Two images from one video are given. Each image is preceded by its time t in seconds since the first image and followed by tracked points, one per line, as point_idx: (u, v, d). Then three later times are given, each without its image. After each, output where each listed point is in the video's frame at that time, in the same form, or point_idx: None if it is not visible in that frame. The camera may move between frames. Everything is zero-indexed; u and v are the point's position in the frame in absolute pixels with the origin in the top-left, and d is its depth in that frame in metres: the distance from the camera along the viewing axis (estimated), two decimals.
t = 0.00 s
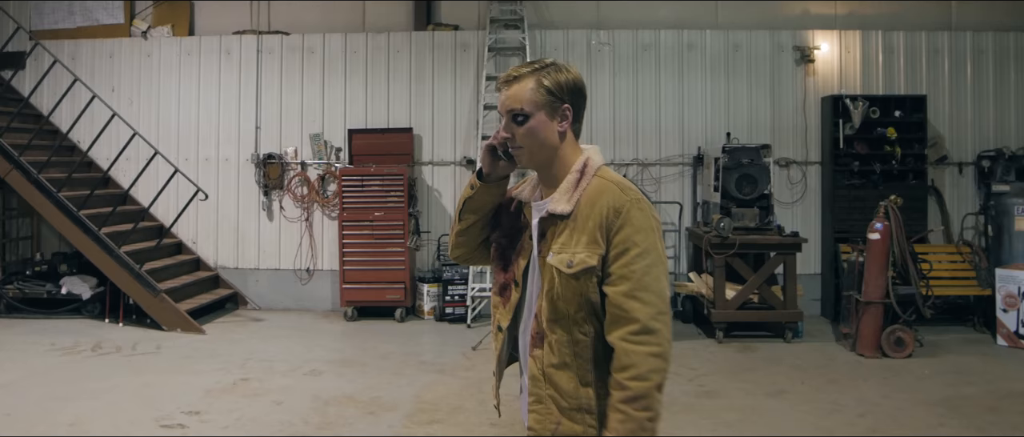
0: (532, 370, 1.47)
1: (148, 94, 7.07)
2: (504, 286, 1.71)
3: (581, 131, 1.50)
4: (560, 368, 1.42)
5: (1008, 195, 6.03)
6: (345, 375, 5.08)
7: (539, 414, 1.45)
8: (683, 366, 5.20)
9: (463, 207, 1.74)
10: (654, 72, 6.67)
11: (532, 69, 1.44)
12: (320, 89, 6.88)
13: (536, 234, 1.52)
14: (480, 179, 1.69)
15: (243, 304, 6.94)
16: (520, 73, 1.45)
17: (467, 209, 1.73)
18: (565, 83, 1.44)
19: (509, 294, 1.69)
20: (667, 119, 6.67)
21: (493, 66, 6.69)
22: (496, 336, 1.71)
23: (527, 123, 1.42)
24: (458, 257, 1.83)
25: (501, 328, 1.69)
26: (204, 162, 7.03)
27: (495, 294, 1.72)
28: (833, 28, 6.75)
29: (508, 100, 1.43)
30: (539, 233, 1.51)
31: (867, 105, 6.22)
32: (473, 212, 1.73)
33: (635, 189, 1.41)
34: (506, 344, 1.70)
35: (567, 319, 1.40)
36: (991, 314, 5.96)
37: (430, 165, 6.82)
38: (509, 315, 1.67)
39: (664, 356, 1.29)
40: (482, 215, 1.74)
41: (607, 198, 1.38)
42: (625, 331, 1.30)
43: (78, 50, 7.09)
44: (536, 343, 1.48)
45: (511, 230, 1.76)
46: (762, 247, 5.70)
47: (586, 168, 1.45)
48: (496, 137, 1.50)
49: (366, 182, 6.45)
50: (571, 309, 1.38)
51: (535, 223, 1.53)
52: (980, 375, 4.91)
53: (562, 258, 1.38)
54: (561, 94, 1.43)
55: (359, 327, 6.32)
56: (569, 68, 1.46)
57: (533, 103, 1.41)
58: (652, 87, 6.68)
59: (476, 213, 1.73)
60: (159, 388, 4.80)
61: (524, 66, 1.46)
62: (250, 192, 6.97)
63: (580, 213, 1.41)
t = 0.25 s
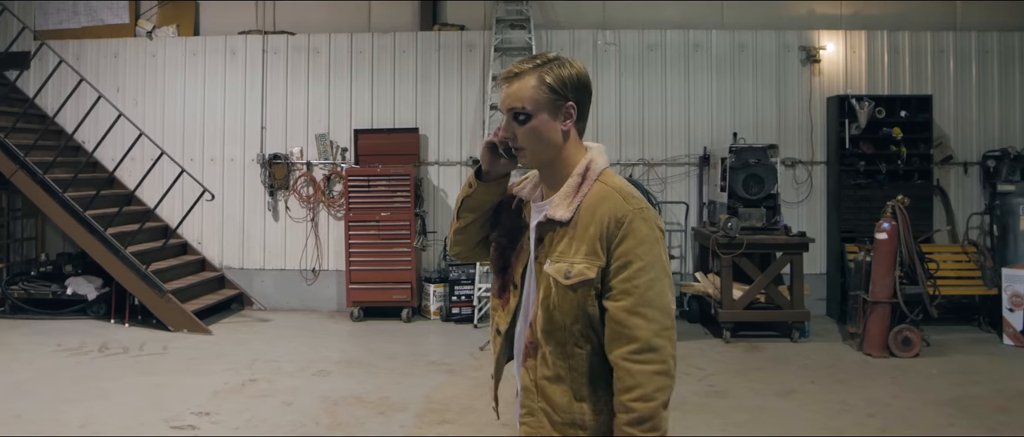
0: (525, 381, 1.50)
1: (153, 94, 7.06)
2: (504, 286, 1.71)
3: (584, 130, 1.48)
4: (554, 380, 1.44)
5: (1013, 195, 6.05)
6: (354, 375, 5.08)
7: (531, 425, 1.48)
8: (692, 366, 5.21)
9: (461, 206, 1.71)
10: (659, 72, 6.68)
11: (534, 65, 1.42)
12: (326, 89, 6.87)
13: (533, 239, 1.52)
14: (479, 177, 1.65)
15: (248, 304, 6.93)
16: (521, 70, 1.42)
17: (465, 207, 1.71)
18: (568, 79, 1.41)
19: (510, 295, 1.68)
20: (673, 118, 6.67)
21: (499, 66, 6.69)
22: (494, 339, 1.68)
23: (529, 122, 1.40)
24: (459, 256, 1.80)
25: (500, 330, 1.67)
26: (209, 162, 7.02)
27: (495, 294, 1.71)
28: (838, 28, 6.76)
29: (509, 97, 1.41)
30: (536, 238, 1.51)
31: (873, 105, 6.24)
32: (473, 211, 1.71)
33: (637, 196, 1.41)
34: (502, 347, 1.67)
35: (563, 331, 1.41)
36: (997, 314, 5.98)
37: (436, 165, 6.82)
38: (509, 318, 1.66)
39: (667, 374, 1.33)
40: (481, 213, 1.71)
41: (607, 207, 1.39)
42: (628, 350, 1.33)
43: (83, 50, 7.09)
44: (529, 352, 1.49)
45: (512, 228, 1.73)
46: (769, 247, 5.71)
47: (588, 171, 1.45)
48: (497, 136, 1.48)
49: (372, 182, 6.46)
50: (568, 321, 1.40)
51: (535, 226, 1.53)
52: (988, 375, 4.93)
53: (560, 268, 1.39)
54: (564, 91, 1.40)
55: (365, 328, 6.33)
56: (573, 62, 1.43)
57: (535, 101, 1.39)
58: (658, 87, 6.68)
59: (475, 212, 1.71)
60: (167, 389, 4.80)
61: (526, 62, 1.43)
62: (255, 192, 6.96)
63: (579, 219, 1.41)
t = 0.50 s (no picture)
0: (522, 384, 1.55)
1: (158, 94, 7.06)
2: (494, 286, 1.71)
3: (584, 124, 1.51)
4: (547, 386, 1.47)
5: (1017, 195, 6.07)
6: (361, 375, 5.09)
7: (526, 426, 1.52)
8: (698, 365, 5.22)
9: (456, 202, 1.73)
10: (664, 73, 6.69)
11: (534, 54, 1.44)
12: (331, 89, 6.87)
13: (529, 238, 1.55)
14: (473, 172, 1.66)
15: (253, 305, 6.92)
16: (520, 59, 1.45)
17: (459, 203, 1.72)
18: (568, 69, 1.44)
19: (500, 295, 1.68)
20: (678, 118, 6.68)
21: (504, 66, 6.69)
22: (483, 340, 1.66)
23: (525, 114, 1.43)
24: (453, 252, 1.81)
25: (487, 332, 1.66)
26: (214, 162, 7.01)
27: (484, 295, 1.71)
28: (843, 28, 6.78)
29: (506, 88, 1.44)
30: (533, 238, 1.54)
31: (878, 105, 6.25)
32: (467, 206, 1.72)
33: (632, 197, 1.41)
34: (496, 352, 1.67)
35: (555, 336, 1.42)
36: (1001, 313, 6.00)
37: (441, 165, 6.82)
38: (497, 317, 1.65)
39: (638, 386, 1.32)
40: (476, 209, 1.73)
41: (601, 207, 1.39)
42: (605, 356, 1.32)
43: (88, 50, 7.08)
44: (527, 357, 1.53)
45: (507, 223, 1.77)
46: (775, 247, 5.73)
47: (586, 168, 1.47)
48: (494, 128, 1.50)
49: (378, 182, 6.45)
50: (560, 326, 1.41)
51: (531, 222, 1.55)
52: (994, 374, 4.95)
53: (552, 271, 1.41)
54: (563, 83, 1.43)
55: (371, 328, 6.33)
56: (573, 52, 1.46)
57: (531, 92, 1.42)
58: (663, 87, 6.69)
59: (469, 207, 1.72)
60: (176, 389, 4.80)
61: (524, 50, 1.46)
62: (260, 192, 6.95)
63: (573, 220, 1.43)
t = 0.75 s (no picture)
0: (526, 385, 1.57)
1: (163, 94, 7.06)
2: (496, 287, 1.68)
3: (584, 122, 1.49)
4: (550, 384, 1.49)
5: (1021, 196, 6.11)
6: (370, 375, 5.10)
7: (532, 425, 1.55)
8: (705, 365, 5.25)
9: (459, 203, 1.71)
10: (669, 73, 6.71)
11: (532, 53, 1.43)
12: (337, 90, 6.88)
13: (529, 238, 1.55)
14: (475, 173, 1.66)
15: (259, 305, 6.93)
16: (518, 59, 1.44)
17: (463, 204, 1.71)
18: (566, 69, 1.43)
19: (501, 295, 1.65)
20: (683, 118, 6.71)
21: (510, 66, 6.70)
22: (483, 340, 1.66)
23: (524, 113, 1.42)
24: (458, 255, 1.79)
25: (486, 330, 1.63)
26: (219, 163, 7.01)
27: (485, 294, 1.68)
28: (847, 29, 6.81)
29: (505, 88, 1.43)
30: (532, 237, 1.54)
31: (882, 105, 6.28)
32: (471, 207, 1.70)
33: (627, 192, 1.40)
34: (500, 355, 1.64)
35: (554, 335, 1.44)
36: (1005, 313, 6.03)
37: (447, 166, 6.84)
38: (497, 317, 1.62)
39: (626, 383, 1.31)
40: (479, 210, 1.71)
41: (595, 204, 1.39)
42: (595, 352, 1.32)
43: (93, 50, 7.08)
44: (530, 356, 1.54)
45: (511, 225, 1.72)
46: (781, 247, 5.76)
47: (583, 167, 1.45)
48: (494, 128, 1.49)
49: (384, 182, 6.47)
50: (558, 325, 1.42)
51: (530, 222, 1.54)
52: (999, 373, 4.98)
53: (547, 270, 1.41)
54: (562, 82, 1.42)
55: (377, 328, 6.34)
56: (572, 52, 1.44)
57: (529, 91, 1.41)
58: (668, 87, 6.71)
59: (473, 208, 1.70)
60: (186, 389, 4.81)
61: (523, 50, 1.44)
62: (266, 192, 6.96)
63: (569, 217, 1.42)
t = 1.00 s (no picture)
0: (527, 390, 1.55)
1: (169, 95, 7.07)
2: (500, 294, 1.71)
3: (582, 129, 1.51)
4: (552, 388, 1.50)
5: None
6: (379, 375, 5.12)
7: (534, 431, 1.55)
8: (712, 365, 5.28)
9: (457, 208, 1.71)
10: (674, 74, 6.73)
11: (532, 60, 1.45)
12: (343, 91, 6.89)
13: (528, 243, 1.55)
14: (474, 178, 1.66)
15: (265, 305, 6.94)
16: (519, 65, 1.45)
17: (460, 209, 1.70)
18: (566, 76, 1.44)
19: (506, 303, 1.67)
20: (688, 119, 6.72)
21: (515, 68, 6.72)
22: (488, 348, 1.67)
23: (524, 118, 1.43)
24: (454, 260, 1.79)
25: (496, 340, 1.65)
26: (225, 163, 7.03)
27: (491, 304, 1.71)
28: (851, 30, 6.83)
29: (505, 92, 1.44)
30: (530, 242, 1.54)
31: (887, 106, 6.30)
32: (469, 213, 1.70)
33: (628, 195, 1.43)
34: (507, 363, 1.66)
35: (557, 339, 1.45)
36: (1010, 312, 6.06)
37: (453, 166, 6.85)
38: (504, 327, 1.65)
39: (639, 384, 1.36)
40: (476, 215, 1.71)
41: (598, 208, 1.41)
42: (607, 357, 1.35)
43: (99, 51, 7.10)
44: (529, 361, 1.54)
45: (508, 232, 1.74)
46: (787, 247, 5.78)
47: (582, 172, 1.47)
48: (493, 133, 1.50)
49: (390, 182, 6.48)
50: (562, 328, 1.44)
51: (529, 226, 1.56)
52: (1005, 373, 5.01)
53: (551, 274, 1.43)
54: (562, 88, 1.43)
55: (384, 328, 6.36)
56: (572, 60, 1.46)
57: (530, 96, 1.42)
58: (673, 88, 6.73)
59: (471, 213, 1.70)
60: (196, 390, 4.83)
61: (524, 57, 1.46)
62: (272, 193, 6.97)
63: (572, 221, 1.44)
